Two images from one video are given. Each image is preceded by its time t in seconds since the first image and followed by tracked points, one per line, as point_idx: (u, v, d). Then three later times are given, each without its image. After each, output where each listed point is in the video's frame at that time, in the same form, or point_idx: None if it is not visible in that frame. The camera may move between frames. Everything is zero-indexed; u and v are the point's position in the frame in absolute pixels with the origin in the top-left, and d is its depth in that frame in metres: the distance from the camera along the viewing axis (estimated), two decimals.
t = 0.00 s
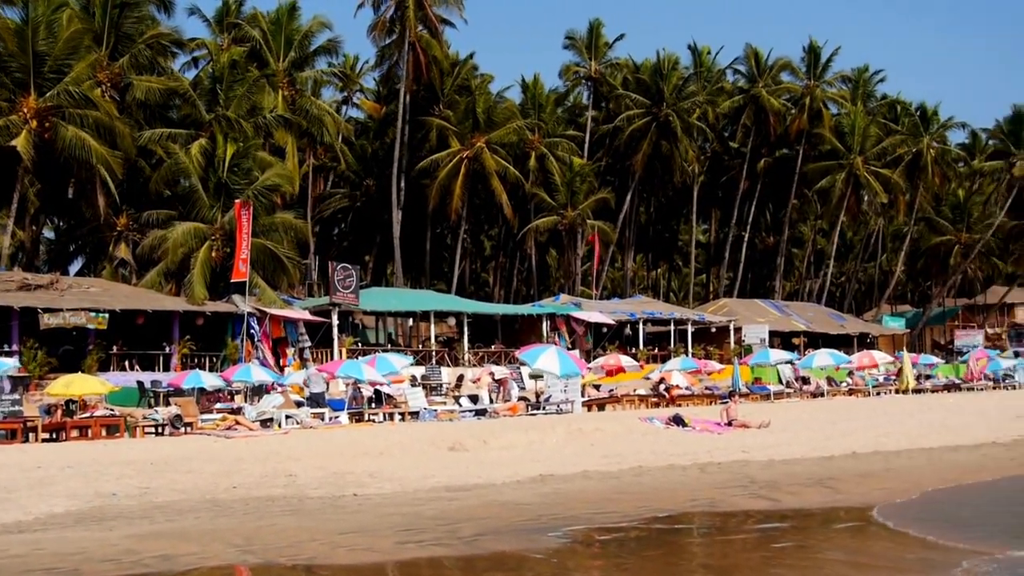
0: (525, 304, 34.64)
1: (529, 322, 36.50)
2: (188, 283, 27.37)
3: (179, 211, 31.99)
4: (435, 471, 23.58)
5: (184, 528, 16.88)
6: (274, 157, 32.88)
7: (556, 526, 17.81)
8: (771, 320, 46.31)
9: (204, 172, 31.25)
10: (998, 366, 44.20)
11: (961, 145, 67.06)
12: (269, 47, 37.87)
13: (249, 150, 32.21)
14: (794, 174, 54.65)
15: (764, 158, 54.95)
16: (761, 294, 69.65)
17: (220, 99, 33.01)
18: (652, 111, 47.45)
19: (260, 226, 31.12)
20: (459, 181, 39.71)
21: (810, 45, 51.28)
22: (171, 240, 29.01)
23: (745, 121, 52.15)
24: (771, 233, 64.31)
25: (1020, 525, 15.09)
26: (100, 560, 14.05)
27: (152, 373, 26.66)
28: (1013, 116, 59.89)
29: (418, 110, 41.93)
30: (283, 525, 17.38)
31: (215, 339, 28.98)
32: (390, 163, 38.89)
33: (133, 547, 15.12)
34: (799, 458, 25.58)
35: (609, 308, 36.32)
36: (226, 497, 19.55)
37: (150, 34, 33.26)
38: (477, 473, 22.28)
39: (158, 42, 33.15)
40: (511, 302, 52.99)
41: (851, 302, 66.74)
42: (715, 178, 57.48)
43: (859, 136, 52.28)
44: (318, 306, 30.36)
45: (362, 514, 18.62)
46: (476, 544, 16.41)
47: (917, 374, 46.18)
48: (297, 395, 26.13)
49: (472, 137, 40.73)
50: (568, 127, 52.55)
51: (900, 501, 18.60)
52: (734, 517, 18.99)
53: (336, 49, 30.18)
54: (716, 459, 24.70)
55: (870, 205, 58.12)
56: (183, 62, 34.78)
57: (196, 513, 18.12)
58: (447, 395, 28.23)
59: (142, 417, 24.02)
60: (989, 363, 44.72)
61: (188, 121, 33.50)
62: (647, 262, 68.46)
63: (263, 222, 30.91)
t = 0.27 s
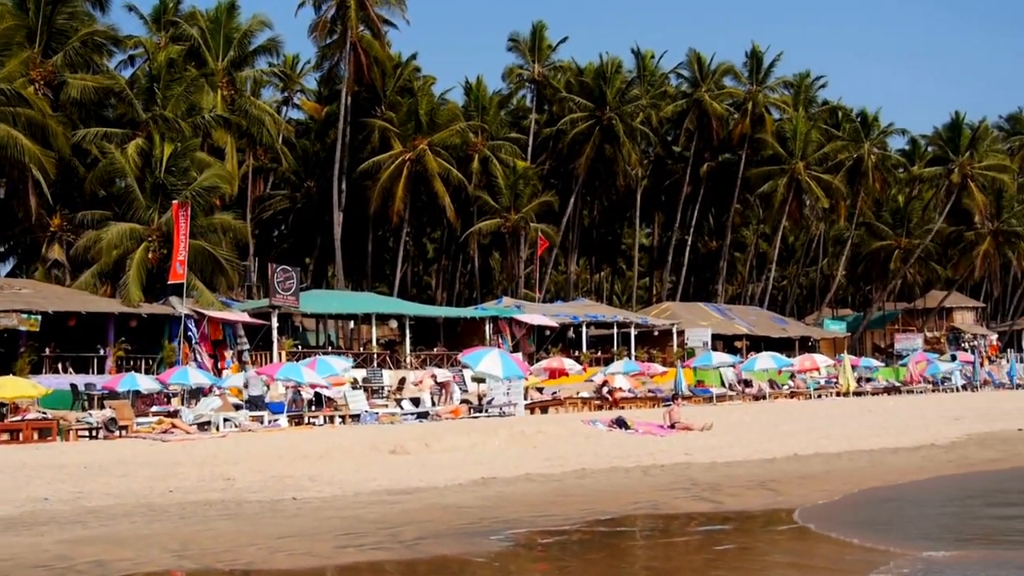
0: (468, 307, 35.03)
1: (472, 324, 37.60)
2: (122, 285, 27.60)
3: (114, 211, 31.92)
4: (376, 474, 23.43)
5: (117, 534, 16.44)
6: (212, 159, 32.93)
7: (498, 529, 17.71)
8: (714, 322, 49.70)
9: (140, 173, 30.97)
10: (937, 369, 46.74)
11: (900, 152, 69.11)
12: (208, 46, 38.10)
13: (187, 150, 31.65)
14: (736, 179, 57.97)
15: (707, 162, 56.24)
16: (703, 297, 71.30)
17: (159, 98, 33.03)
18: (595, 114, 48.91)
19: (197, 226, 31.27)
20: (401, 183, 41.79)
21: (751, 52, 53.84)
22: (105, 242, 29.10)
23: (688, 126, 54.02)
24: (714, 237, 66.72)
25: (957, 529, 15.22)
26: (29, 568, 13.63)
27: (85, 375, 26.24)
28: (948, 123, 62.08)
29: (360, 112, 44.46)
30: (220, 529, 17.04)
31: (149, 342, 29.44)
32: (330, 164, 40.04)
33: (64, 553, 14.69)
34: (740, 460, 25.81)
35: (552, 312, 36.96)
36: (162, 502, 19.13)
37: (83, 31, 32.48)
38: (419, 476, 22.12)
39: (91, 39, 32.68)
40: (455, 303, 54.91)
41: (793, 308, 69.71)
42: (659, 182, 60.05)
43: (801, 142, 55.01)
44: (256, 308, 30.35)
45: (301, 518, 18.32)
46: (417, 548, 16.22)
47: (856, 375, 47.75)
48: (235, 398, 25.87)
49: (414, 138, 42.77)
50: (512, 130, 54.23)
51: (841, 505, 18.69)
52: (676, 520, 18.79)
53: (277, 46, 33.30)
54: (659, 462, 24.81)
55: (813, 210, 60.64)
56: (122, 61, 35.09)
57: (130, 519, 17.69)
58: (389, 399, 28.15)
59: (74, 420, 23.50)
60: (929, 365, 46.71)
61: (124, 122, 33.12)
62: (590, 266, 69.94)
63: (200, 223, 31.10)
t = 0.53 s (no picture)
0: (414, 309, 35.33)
1: (418, 326, 37.91)
2: (60, 286, 27.64)
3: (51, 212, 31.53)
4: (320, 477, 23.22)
5: (53, 541, 16.01)
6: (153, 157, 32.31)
7: (445, 531, 17.56)
8: (661, 325, 51.45)
9: (78, 172, 30.48)
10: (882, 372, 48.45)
11: (847, 156, 69.46)
12: (150, 44, 37.87)
13: (126, 150, 31.25)
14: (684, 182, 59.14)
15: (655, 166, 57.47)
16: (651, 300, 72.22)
17: (98, 96, 32.63)
18: (543, 117, 49.25)
19: (137, 227, 31.21)
20: (347, 184, 42.34)
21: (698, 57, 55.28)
22: (41, 241, 28.98)
23: (636, 129, 55.20)
24: (662, 241, 67.99)
25: (901, 533, 15.30)
26: None
27: (21, 378, 25.75)
28: (893, 129, 63.54)
29: (304, 113, 45.05)
30: (160, 535, 16.68)
31: (88, 343, 29.59)
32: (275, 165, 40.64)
33: None
34: (687, 462, 25.93)
35: (499, 316, 37.28)
36: (101, 507, 18.69)
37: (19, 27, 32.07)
38: (364, 480, 21.89)
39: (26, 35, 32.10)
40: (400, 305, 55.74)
41: (739, 311, 71.94)
42: (607, 185, 61.03)
43: (748, 146, 56.05)
44: (199, 310, 30.33)
45: (244, 522, 17.98)
46: (362, 552, 16.01)
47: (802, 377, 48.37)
48: (177, 401, 25.55)
49: (360, 140, 43.44)
50: (459, 132, 54.55)
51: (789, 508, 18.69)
52: (623, 521, 18.58)
53: (221, 47, 34.02)
54: (606, 465, 24.82)
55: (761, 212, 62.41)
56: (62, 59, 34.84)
57: (67, 524, 17.24)
58: (333, 402, 27.97)
59: (10, 424, 22.94)
60: (873, 367, 49.03)
61: (61, 120, 32.53)
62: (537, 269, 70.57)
63: (141, 223, 31.08)
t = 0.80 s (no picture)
0: (363, 311, 35.30)
1: (368, 328, 37.79)
2: None
3: None
4: (268, 480, 22.95)
5: None
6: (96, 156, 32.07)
7: (394, 535, 17.41)
8: (613, 327, 51.97)
9: (20, 170, 30.45)
10: (831, 373, 49.20)
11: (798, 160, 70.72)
12: (94, 41, 37.75)
13: (69, 149, 31.23)
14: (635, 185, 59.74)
15: (607, 168, 58.85)
16: (603, 303, 72.78)
17: (40, 94, 32.19)
18: (495, 119, 49.35)
19: (80, 227, 31.06)
20: (295, 184, 42.25)
21: (650, 60, 55.99)
22: None
23: (588, 131, 55.88)
24: (614, 244, 69.60)
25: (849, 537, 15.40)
26: None
27: None
28: (844, 133, 64.65)
29: (252, 113, 44.84)
30: (103, 539, 16.33)
31: (29, 345, 29.64)
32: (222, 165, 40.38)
33: None
34: (639, 464, 25.98)
35: (450, 318, 37.23)
36: (42, 511, 18.27)
37: None
38: (312, 483, 21.66)
39: None
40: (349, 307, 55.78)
41: (690, 313, 73.10)
42: (560, 187, 61.68)
43: (700, 150, 57.12)
44: (144, 312, 30.03)
45: (190, 526, 17.68)
46: (310, 556, 15.80)
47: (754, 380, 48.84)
48: (120, 404, 25.17)
49: (309, 141, 42.96)
50: (410, 134, 54.44)
51: (740, 510, 18.76)
52: (575, 524, 18.46)
53: (168, 45, 33.65)
54: (557, 467, 24.82)
55: (713, 215, 63.34)
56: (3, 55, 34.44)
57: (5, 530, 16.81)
58: (282, 405, 27.74)
59: None
60: (823, 370, 49.68)
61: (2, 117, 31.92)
62: (489, 271, 70.76)
63: (84, 224, 30.99)
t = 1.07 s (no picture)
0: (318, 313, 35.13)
1: (322, 331, 37.62)
2: None
3: None
4: (220, 484, 22.70)
5: None
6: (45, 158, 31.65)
7: (347, 538, 17.29)
8: (569, 329, 52.19)
9: None
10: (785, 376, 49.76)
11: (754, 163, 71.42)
12: (42, 38, 37.22)
13: (18, 147, 29.81)
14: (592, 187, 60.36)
15: (563, 170, 59.22)
16: (559, 305, 73.07)
17: None
18: (450, 121, 49.33)
19: (27, 228, 30.75)
20: (249, 184, 41.98)
21: (606, 63, 56.35)
22: None
23: (544, 133, 56.19)
24: (570, 246, 70.18)
25: (801, 540, 15.54)
26: None
27: None
28: (799, 137, 65.49)
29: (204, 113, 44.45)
30: (48, 544, 16.03)
31: None
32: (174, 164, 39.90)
33: None
34: (594, 467, 26.06)
35: (405, 320, 37.15)
36: None
37: None
38: (264, 486, 21.46)
39: None
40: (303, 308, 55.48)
41: (646, 315, 73.74)
42: (516, 189, 61.91)
43: (656, 152, 57.69)
44: (93, 313, 29.61)
45: (139, 530, 17.41)
46: (261, 560, 15.63)
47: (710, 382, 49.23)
48: (68, 407, 24.76)
49: (261, 142, 42.63)
50: (364, 134, 54.15)
51: (694, 512, 18.87)
52: (530, 526, 18.41)
53: (117, 43, 33.29)
54: (512, 470, 24.82)
55: (669, 217, 63.89)
56: None
57: None
58: (233, 407, 27.49)
59: None
60: (778, 372, 50.10)
61: None
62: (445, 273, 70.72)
63: (30, 224, 30.77)
